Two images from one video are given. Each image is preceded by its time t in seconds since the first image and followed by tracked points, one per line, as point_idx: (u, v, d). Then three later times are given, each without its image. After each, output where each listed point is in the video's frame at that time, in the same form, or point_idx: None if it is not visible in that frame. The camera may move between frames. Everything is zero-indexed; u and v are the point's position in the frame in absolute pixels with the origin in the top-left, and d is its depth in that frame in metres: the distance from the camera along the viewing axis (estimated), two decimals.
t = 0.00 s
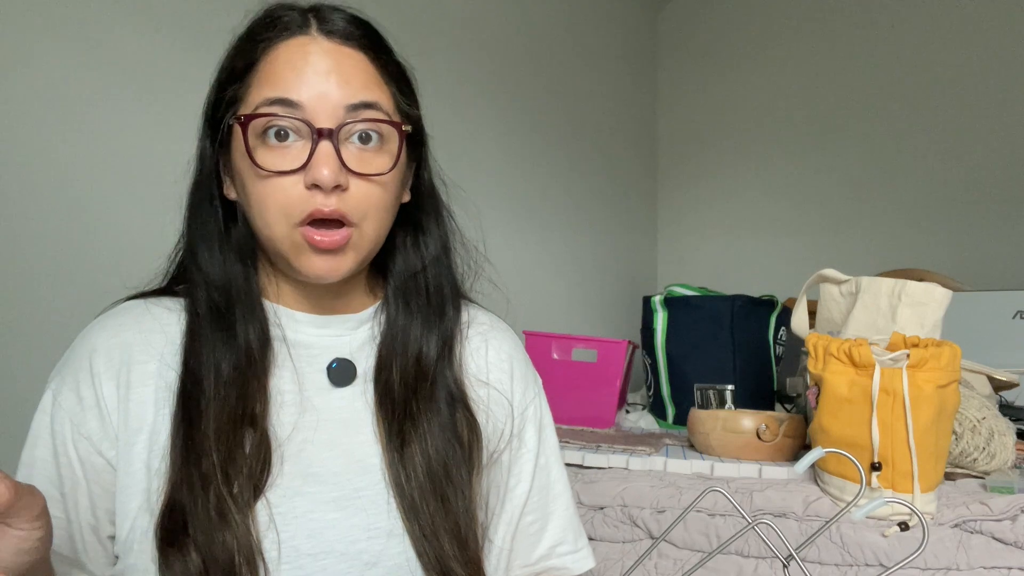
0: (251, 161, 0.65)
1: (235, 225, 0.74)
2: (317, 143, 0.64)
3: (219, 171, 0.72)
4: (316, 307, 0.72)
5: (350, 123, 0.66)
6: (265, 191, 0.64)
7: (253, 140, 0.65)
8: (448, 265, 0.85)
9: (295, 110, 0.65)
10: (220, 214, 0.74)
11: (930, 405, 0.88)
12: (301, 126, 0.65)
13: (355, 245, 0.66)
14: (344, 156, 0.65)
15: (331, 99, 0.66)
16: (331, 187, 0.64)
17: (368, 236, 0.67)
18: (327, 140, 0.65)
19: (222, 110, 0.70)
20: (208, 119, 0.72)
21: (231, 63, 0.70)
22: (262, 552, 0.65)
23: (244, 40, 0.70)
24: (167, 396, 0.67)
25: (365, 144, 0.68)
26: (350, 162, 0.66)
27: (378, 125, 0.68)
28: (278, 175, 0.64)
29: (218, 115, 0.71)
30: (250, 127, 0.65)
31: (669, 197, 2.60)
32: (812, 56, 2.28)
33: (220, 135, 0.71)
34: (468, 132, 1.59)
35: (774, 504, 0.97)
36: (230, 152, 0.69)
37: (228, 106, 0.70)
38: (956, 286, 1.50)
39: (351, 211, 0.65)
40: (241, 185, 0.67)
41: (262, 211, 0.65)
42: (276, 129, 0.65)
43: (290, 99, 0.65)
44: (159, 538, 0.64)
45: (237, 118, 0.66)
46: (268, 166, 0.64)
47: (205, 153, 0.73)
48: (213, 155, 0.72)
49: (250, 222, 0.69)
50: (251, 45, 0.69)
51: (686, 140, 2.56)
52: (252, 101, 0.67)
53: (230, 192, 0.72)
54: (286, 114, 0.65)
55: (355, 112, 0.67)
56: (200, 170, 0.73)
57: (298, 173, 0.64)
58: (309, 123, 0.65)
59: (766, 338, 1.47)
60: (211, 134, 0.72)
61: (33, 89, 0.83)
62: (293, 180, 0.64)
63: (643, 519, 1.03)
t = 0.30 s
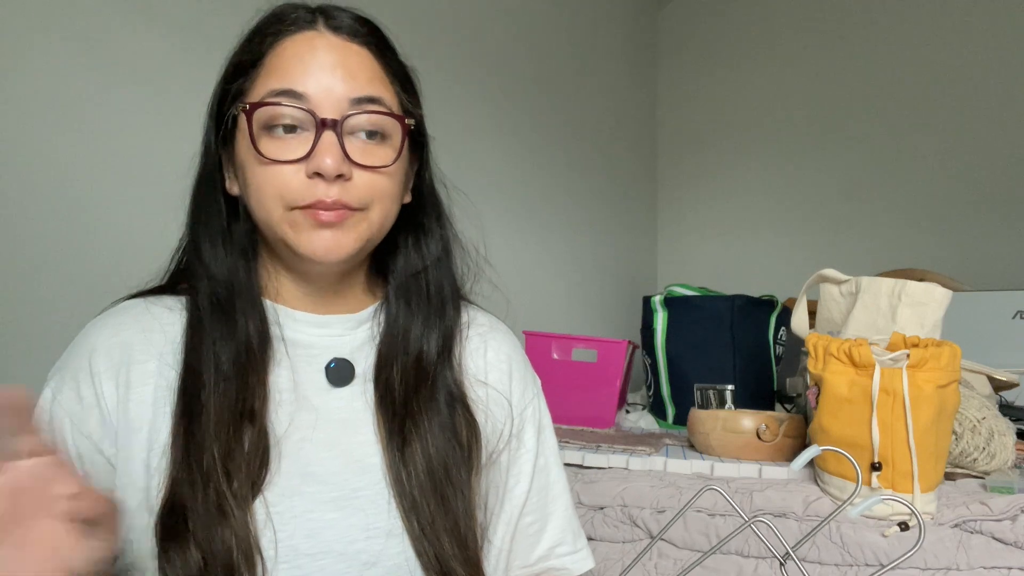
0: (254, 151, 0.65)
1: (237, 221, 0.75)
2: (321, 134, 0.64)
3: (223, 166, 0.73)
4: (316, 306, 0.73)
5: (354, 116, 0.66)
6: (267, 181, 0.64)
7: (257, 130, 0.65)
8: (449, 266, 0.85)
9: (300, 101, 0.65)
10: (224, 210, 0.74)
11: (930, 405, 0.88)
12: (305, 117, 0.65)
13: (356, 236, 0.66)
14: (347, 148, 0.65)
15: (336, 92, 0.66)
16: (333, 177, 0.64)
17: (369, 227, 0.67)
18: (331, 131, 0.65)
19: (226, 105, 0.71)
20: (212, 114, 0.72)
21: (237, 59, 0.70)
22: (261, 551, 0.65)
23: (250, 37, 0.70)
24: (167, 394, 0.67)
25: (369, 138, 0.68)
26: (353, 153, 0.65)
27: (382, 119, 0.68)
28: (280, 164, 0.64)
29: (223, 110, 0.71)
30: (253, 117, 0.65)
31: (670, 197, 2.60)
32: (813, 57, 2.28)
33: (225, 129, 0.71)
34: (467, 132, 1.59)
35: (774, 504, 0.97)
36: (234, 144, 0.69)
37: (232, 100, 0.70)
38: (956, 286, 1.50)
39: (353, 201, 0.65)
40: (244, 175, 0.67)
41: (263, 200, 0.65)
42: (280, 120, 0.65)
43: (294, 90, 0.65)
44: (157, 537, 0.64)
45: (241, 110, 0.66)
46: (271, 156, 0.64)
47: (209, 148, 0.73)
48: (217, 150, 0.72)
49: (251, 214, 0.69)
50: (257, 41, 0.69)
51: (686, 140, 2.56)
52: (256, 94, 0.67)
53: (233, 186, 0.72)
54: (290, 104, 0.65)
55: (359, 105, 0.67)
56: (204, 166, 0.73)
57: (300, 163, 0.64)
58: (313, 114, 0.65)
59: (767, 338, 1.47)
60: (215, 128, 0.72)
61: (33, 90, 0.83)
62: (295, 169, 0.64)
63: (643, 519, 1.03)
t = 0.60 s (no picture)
0: (252, 149, 0.65)
1: (237, 221, 0.75)
2: (318, 131, 0.64)
3: (221, 166, 0.72)
4: (318, 304, 0.73)
5: (351, 112, 0.66)
6: (265, 179, 0.64)
7: (254, 129, 0.65)
8: (448, 266, 0.85)
9: (297, 99, 0.65)
10: (221, 211, 0.73)
11: (930, 405, 0.88)
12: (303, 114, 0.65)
13: (356, 233, 0.66)
14: (345, 144, 0.65)
15: (333, 88, 0.66)
16: (331, 173, 0.64)
17: (368, 223, 0.67)
18: (328, 128, 0.65)
19: (225, 104, 0.71)
20: (211, 114, 0.72)
21: (235, 58, 0.70)
22: (262, 551, 0.65)
23: (249, 35, 0.70)
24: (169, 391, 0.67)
25: (366, 134, 0.67)
26: (350, 150, 0.65)
27: (380, 116, 0.68)
28: (278, 162, 0.64)
29: (222, 109, 0.71)
30: (251, 116, 0.65)
31: (670, 197, 2.60)
32: (813, 57, 2.28)
33: (224, 128, 0.71)
34: (467, 132, 1.59)
35: (774, 504, 0.97)
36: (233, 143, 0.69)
37: (231, 100, 0.70)
38: (956, 286, 1.50)
39: (351, 198, 0.65)
40: (242, 173, 0.67)
41: (261, 198, 0.65)
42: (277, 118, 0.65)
43: (292, 88, 0.65)
44: (161, 532, 0.64)
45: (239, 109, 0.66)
46: (269, 154, 0.64)
47: (208, 148, 0.72)
48: (216, 150, 0.72)
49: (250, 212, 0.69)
50: (255, 40, 0.69)
51: (687, 140, 2.56)
52: (254, 93, 0.67)
53: (231, 185, 0.72)
54: (287, 102, 0.65)
55: (357, 102, 0.67)
56: (203, 167, 0.73)
57: (298, 160, 0.64)
58: (311, 111, 0.65)
59: (767, 338, 1.47)
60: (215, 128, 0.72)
61: (35, 91, 0.83)
62: (292, 166, 0.64)
63: (643, 519, 1.03)
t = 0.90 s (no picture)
0: (261, 158, 0.65)
1: (242, 223, 0.74)
2: (328, 139, 0.64)
3: (231, 172, 0.72)
4: (323, 306, 0.72)
5: (361, 120, 0.66)
6: (275, 188, 0.64)
7: (264, 137, 0.66)
8: (455, 269, 0.85)
9: (306, 107, 0.65)
10: (229, 214, 0.74)
11: (930, 405, 0.88)
12: (312, 123, 0.65)
13: (368, 242, 0.66)
14: (354, 153, 0.65)
15: (342, 96, 0.66)
16: (342, 184, 0.64)
17: (380, 232, 0.67)
18: (337, 137, 0.65)
19: (233, 109, 0.70)
20: (218, 120, 0.72)
21: (241, 63, 0.70)
22: (266, 550, 0.65)
23: (255, 39, 0.70)
24: (170, 394, 0.66)
25: (375, 141, 0.68)
26: (360, 158, 0.66)
27: (388, 122, 0.68)
28: (288, 172, 0.64)
29: (229, 113, 0.71)
30: (260, 124, 0.66)
31: (669, 197, 2.60)
32: (812, 56, 2.28)
33: (231, 134, 0.71)
34: (467, 132, 1.59)
35: (774, 504, 0.97)
36: (241, 150, 0.69)
37: (238, 106, 0.70)
38: (956, 286, 1.51)
39: (363, 207, 0.65)
40: (252, 181, 0.67)
41: (271, 207, 0.65)
42: (286, 127, 0.66)
43: (300, 96, 0.65)
44: (163, 537, 0.64)
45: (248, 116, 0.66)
46: (278, 163, 0.65)
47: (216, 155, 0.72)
48: (224, 156, 0.72)
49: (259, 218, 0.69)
50: (261, 46, 0.69)
51: (686, 140, 2.56)
52: (262, 99, 0.67)
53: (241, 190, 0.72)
54: (296, 111, 0.65)
55: (365, 109, 0.67)
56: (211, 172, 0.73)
57: (308, 170, 0.64)
58: (319, 120, 0.65)
59: (767, 338, 1.47)
60: (222, 135, 0.72)
61: (36, 91, 0.83)
62: (302, 177, 0.64)
63: (643, 519, 1.03)
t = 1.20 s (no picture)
0: (252, 171, 0.66)
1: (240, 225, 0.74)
2: (318, 155, 0.65)
3: (227, 178, 0.73)
4: (320, 307, 0.72)
5: (351, 135, 0.66)
6: (264, 203, 0.65)
7: (255, 150, 0.66)
8: (453, 270, 0.85)
9: (296, 122, 0.65)
10: (226, 216, 0.74)
11: (930, 405, 0.88)
12: (302, 137, 0.65)
13: (358, 257, 0.67)
14: (345, 168, 0.66)
15: (333, 110, 0.65)
16: (331, 200, 0.64)
17: (370, 247, 0.68)
18: (327, 152, 0.65)
19: (227, 115, 0.70)
20: (213, 127, 0.72)
21: (236, 70, 0.70)
22: (265, 550, 0.65)
23: (250, 44, 0.70)
24: (171, 395, 0.67)
25: (367, 156, 0.68)
26: (350, 173, 0.66)
27: (380, 137, 0.68)
28: (278, 187, 0.64)
29: (224, 119, 0.71)
30: (251, 137, 0.66)
31: (669, 197, 2.60)
32: (813, 56, 2.28)
33: (226, 141, 0.71)
34: (468, 132, 1.59)
35: (774, 504, 0.97)
36: (235, 158, 0.70)
37: (233, 112, 0.70)
38: (957, 286, 1.50)
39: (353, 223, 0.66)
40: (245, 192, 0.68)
41: (261, 221, 0.66)
42: (277, 141, 0.66)
43: (290, 110, 0.65)
44: (162, 537, 0.64)
45: (239, 127, 0.67)
46: (268, 178, 0.65)
47: (212, 160, 0.72)
48: (219, 163, 0.72)
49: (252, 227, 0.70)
50: (255, 53, 0.69)
51: (686, 140, 2.56)
52: (254, 110, 0.67)
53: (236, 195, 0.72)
54: (286, 125, 0.65)
55: (356, 123, 0.67)
56: (207, 177, 0.73)
57: (298, 185, 0.64)
58: (309, 134, 0.65)
59: (767, 338, 1.46)
60: (217, 142, 0.72)
61: (34, 91, 0.83)
62: (293, 192, 0.64)
63: (643, 519, 1.03)
